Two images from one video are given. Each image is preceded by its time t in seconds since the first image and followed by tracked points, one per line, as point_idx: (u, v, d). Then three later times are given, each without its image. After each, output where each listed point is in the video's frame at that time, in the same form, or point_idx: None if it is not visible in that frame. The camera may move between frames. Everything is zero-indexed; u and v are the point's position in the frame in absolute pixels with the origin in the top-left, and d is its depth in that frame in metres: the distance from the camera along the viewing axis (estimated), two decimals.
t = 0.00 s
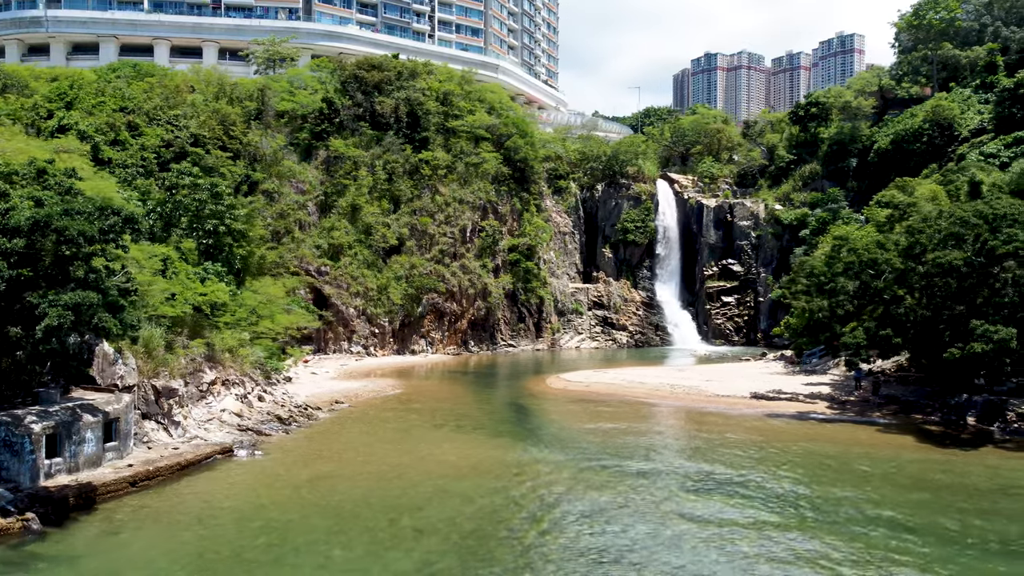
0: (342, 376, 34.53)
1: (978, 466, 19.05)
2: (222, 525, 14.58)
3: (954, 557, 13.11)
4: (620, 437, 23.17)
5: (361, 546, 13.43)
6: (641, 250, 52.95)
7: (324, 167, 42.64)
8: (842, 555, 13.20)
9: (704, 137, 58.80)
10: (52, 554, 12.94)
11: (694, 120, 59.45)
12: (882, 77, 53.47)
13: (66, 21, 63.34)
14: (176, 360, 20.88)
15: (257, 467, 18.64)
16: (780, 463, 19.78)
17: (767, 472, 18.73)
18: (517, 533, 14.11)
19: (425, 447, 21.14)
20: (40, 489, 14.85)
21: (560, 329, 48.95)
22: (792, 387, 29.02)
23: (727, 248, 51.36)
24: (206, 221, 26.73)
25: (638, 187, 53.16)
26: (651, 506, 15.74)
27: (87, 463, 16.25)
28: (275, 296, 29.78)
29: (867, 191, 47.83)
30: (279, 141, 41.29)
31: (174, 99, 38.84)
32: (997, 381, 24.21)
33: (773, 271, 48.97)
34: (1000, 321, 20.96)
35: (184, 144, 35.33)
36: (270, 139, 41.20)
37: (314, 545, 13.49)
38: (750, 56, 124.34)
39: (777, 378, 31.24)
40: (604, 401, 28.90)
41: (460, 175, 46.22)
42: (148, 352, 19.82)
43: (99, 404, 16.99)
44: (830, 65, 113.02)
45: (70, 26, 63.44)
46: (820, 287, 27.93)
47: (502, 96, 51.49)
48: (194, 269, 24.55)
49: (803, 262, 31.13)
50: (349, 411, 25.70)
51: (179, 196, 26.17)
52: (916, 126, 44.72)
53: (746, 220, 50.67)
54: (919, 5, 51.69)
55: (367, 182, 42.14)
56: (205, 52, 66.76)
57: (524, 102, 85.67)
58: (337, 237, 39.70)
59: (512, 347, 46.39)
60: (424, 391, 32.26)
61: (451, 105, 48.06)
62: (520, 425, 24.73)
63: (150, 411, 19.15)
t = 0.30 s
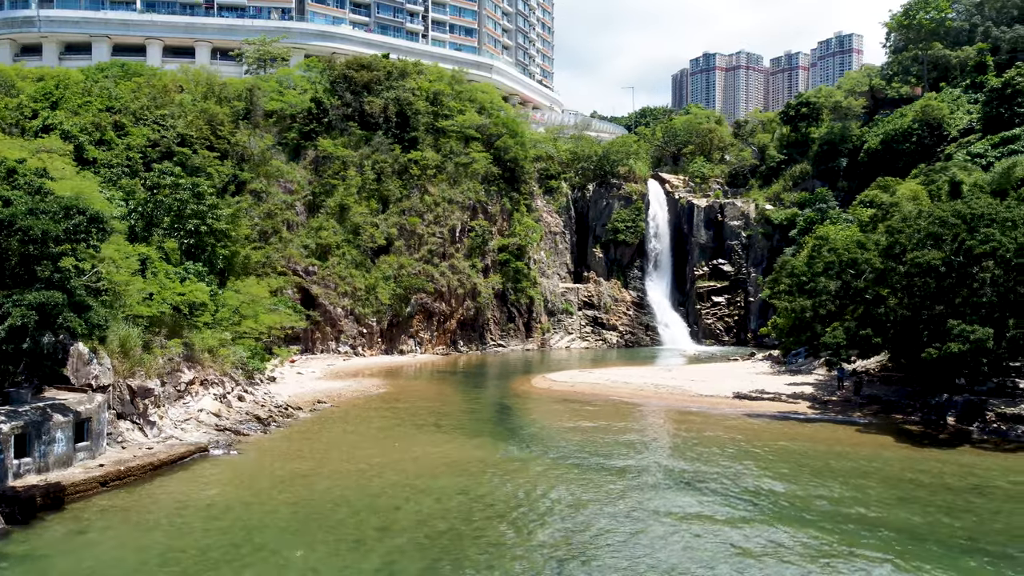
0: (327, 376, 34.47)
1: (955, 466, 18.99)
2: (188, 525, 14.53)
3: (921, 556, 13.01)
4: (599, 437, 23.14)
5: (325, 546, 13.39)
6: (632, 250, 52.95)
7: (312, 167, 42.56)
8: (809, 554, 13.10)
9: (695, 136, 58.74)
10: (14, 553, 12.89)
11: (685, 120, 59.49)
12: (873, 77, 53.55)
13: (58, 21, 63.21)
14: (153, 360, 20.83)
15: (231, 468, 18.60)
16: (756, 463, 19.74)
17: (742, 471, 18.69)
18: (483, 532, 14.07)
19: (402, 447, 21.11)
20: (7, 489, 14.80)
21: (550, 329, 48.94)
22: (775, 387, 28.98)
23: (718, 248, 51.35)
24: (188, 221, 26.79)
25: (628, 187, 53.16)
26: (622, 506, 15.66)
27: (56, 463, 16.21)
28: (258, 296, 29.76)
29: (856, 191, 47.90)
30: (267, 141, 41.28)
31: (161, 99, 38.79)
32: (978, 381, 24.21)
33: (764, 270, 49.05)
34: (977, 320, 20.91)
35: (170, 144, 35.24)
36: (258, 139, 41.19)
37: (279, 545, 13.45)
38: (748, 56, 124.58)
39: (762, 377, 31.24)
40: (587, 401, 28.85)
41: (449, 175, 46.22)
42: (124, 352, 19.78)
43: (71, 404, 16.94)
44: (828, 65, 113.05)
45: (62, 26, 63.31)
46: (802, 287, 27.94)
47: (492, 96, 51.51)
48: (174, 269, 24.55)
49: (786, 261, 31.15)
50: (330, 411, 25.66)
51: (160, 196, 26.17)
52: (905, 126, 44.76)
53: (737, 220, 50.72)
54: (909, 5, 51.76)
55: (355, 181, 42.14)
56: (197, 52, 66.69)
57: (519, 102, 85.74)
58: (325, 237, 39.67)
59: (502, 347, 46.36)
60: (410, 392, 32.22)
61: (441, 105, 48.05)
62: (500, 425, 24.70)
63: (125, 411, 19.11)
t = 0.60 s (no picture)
0: (313, 375, 34.44)
1: (930, 466, 18.97)
2: (156, 525, 14.52)
3: (886, 556, 12.99)
4: (579, 436, 23.11)
5: (289, 545, 13.37)
6: (622, 250, 52.96)
7: (301, 167, 42.59)
8: (775, 554, 13.06)
9: (687, 136, 58.72)
10: None
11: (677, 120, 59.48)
12: (863, 77, 53.60)
13: (51, 21, 63.09)
14: (130, 359, 20.83)
15: (205, 468, 18.60)
16: (732, 462, 19.73)
17: (716, 471, 18.68)
18: (449, 532, 14.08)
19: (379, 447, 21.11)
20: None
21: (539, 329, 48.94)
22: (758, 387, 28.98)
23: (709, 248, 51.32)
24: (170, 221, 26.61)
25: (619, 186, 53.22)
26: (592, 505, 15.65)
27: (27, 463, 16.17)
28: (241, 296, 29.74)
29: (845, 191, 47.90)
30: (256, 141, 41.28)
31: (149, 99, 38.79)
32: (958, 381, 24.32)
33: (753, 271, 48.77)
34: (953, 320, 20.97)
35: (157, 144, 35.09)
36: (247, 139, 41.20)
37: (243, 544, 13.44)
38: (747, 55, 124.73)
39: (747, 377, 31.24)
40: (570, 401, 28.82)
41: (439, 175, 46.22)
42: (100, 351, 19.78)
43: (42, 404, 16.90)
44: (826, 64, 113.08)
45: (55, 26, 63.18)
46: (784, 286, 27.93)
47: (483, 95, 51.54)
48: (155, 269, 24.59)
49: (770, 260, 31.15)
50: (310, 411, 25.65)
51: (141, 195, 26.09)
52: (894, 126, 44.75)
53: (727, 220, 50.72)
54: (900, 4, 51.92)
55: (343, 181, 42.14)
56: (190, 52, 66.64)
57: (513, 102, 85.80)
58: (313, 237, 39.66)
59: (491, 347, 46.37)
60: (396, 391, 32.19)
61: (431, 105, 48.03)
62: (481, 424, 24.68)
63: (100, 411, 19.10)
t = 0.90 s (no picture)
0: (299, 375, 34.39)
1: (906, 466, 18.89)
2: (123, 524, 14.48)
3: (852, 555, 12.94)
4: (558, 435, 23.08)
5: (254, 545, 13.34)
6: (613, 250, 52.98)
7: (290, 167, 42.59)
8: (739, 553, 12.95)
9: (679, 136, 58.69)
10: None
11: (669, 120, 59.50)
12: (854, 77, 53.69)
13: (43, 21, 63.00)
14: (107, 360, 20.82)
15: (180, 468, 18.59)
16: (708, 461, 19.71)
17: (691, 469, 18.66)
18: (416, 531, 14.05)
19: (356, 447, 21.09)
20: None
21: (530, 329, 48.92)
22: (742, 387, 28.96)
23: (699, 248, 51.27)
24: (152, 221, 26.76)
25: (611, 186, 53.54)
26: (562, 505, 15.56)
27: None
28: (225, 296, 29.74)
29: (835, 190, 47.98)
30: (244, 141, 41.29)
31: (137, 99, 38.78)
32: (940, 381, 24.33)
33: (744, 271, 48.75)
34: (930, 320, 20.92)
35: (144, 143, 34.94)
36: (235, 139, 41.20)
37: (208, 544, 13.41)
38: (746, 56, 124.87)
39: (732, 377, 31.22)
40: (553, 401, 28.77)
41: (429, 175, 46.21)
42: (76, 351, 19.77)
43: (15, 403, 16.80)
44: (825, 64, 113.09)
45: (48, 26, 63.09)
46: (768, 286, 27.90)
47: (474, 95, 51.56)
48: (135, 269, 24.61)
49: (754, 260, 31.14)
50: (291, 411, 25.63)
51: (124, 195, 26.20)
52: (884, 126, 44.69)
53: (718, 220, 50.68)
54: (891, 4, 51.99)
55: (332, 181, 42.14)
56: (183, 52, 66.60)
57: (508, 102, 85.83)
58: (301, 236, 39.64)
59: (481, 347, 46.35)
60: (382, 391, 32.12)
61: (421, 105, 48.04)
62: (461, 423, 24.68)
63: (76, 411, 19.05)
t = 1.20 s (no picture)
0: (286, 375, 34.35)
1: (882, 466, 18.86)
2: (92, 523, 14.47)
3: (818, 556, 12.95)
4: (539, 435, 23.07)
5: (221, 545, 13.34)
6: (606, 250, 52.99)
7: (280, 167, 42.59)
8: (703, 555, 12.92)
9: (673, 136, 58.62)
10: None
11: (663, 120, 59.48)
12: (847, 77, 53.71)
13: (38, 20, 62.96)
14: (85, 360, 20.80)
15: (156, 467, 18.60)
16: (686, 461, 19.69)
17: (667, 469, 18.64)
18: (384, 532, 14.06)
19: (334, 446, 21.09)
20: None
21: (522, 329, 48.92)
22: (726, 387, 28.94)
23: (692, 248, 51.25)
24: (136, 220, 26.85)
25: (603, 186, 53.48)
26: (532, 506, 15.56)
27: None
28: (210, 295, 29.74)
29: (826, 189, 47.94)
30: (234, 141, 41.30)
31: (126, 99, 38.78)
32: (922, 381, 24.36)
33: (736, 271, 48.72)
34: (910, 320, 20.97)
35: (133, 143, 34.95)
36: (225, 139, 41.21)
37: (175, 543, 13.41)
38: (746, 55, 124.95)
39: (718, 377, 31.19)
40: (538, 400, 28.77)
41: (420, 175, 46.21)
42: (54, 350, 19.75)
43: None
44: (825, 64, 113.03)
45: (42, 26, 63.04)
46: (753, 286, 27.90)
47: (466, 95, 51.58)
48: (118, 269, 24.66)
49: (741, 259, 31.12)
50: (274, 411, 25.62)
51: (107, 195, 26.29)
52: (875, 125, 44.65)
53: (711, 220, 50.66)
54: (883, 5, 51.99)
55: (323, 181, 42.15)
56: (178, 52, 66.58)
57: (504, 102, 85.84)
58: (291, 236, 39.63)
59: (472, 347, 46.33)
60: (368, 391, 32.09)
61: (413, 105, 48.07)
62: (443, 423, 24.67)
63: (53, 411, 18.98)
